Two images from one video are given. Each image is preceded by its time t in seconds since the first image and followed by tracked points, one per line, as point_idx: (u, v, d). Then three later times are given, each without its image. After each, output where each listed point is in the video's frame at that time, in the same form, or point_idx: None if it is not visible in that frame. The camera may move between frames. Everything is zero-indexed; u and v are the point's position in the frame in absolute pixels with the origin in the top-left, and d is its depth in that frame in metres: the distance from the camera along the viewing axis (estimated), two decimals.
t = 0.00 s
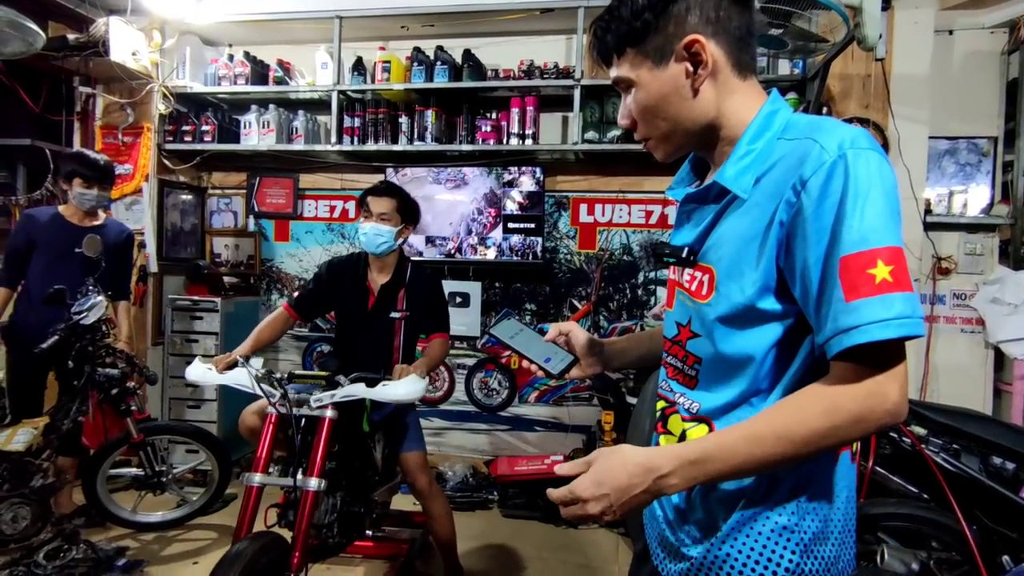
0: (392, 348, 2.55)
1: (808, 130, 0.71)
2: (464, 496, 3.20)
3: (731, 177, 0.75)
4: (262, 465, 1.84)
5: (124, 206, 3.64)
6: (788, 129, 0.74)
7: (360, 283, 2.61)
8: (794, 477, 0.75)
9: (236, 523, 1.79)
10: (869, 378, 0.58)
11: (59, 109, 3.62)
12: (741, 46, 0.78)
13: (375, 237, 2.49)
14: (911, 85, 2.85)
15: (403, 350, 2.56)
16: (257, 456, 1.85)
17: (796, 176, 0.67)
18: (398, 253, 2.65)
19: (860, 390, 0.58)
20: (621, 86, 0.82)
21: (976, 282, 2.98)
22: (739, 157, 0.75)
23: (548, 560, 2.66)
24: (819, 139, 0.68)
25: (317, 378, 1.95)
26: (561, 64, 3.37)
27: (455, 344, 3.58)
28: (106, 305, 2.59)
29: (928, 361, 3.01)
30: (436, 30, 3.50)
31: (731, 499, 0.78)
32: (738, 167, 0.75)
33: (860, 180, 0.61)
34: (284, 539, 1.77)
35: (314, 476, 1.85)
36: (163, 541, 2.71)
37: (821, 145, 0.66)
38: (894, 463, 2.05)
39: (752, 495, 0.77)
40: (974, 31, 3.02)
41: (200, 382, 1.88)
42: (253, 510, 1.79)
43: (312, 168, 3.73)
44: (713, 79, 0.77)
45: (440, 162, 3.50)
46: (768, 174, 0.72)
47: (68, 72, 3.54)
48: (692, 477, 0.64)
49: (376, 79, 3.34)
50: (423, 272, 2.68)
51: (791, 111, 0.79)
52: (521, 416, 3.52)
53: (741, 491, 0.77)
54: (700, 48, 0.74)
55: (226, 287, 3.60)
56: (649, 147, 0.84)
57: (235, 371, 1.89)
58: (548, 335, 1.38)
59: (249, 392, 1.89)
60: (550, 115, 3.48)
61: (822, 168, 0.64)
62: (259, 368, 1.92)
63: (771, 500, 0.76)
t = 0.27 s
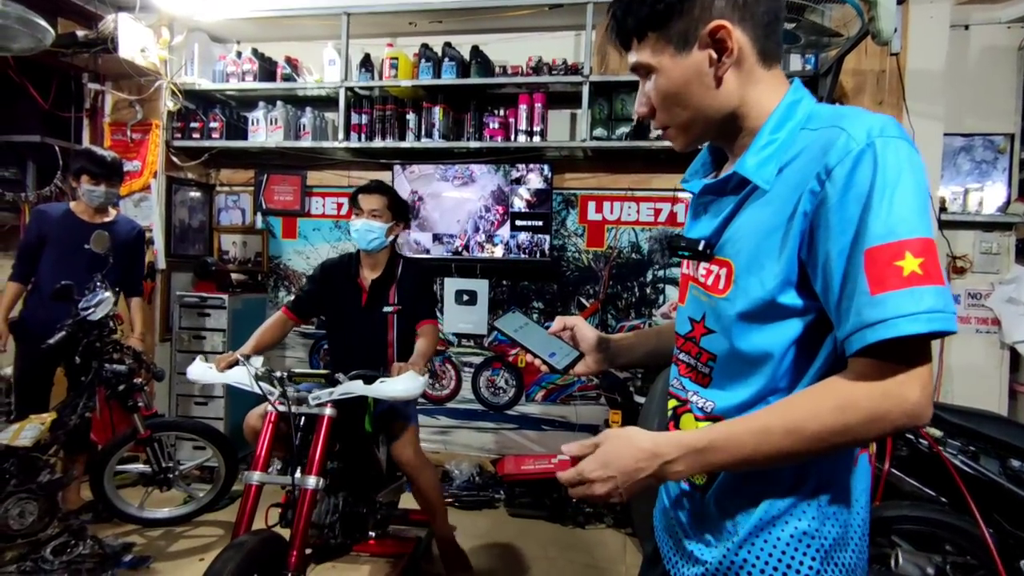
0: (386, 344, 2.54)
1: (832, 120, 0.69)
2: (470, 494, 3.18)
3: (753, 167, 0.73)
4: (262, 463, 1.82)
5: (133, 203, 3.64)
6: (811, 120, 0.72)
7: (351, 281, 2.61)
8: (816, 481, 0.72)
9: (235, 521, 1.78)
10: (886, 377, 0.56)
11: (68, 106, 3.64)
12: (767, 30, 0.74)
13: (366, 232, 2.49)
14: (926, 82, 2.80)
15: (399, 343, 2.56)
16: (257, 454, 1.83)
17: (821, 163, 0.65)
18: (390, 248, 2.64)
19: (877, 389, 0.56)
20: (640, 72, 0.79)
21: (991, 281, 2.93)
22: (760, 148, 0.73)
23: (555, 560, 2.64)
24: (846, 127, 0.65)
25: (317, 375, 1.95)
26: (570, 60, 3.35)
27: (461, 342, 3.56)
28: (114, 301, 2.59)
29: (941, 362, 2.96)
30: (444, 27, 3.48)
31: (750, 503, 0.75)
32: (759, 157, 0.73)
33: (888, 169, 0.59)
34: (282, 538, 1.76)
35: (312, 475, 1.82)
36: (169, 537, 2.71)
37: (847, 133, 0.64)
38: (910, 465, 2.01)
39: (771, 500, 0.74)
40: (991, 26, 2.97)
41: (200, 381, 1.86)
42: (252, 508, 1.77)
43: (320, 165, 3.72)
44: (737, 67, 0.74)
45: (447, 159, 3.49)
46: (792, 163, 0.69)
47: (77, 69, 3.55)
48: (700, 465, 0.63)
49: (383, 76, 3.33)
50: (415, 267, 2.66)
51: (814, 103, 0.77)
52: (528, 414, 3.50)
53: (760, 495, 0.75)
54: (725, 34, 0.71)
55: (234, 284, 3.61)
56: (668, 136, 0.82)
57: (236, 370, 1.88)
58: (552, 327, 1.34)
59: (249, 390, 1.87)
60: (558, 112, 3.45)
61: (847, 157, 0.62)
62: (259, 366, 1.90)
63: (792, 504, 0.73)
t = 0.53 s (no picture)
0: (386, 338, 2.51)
1: (874, 98, 0.63)
2: (478, 495, 3.14)
3: (783, 150, 0.67)
4: (262, 463, 1.80)
5: (141, 199, 3.63)
6: (849, 99, 0.66)
7: (350, 275, 2.58)
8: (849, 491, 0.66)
9: (235, 521, 1.75)
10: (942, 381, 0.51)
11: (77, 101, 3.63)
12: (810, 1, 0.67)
13: (364, 223, 2.46)
14: (948, 73, 2.79)
15: (399, 337, 2.53)
16: (257, 453, 1.80)
17: (865, 148, 0.59)
18: (388, 241, 2.61)
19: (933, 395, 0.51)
20: (664, 44, 0.73)
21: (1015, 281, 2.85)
22: (792, 128, 0.67)
23: (564, 563, 2.59)
24: (891, 107, 0.59)
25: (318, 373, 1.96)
26: (581, 55, 3.30)
27: (469, 341, 3.52)
28: (119, 297, 2.58)
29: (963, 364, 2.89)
30: (453, 21, 3.44)
31: (776, 513, 0.69)
32: (790, 139, 0.67)
33: (943, 155, 0.53)
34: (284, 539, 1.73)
35: (314, 475, 1.80)
36: (174, 536, 2.69)
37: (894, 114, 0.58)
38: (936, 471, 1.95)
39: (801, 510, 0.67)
40: (1015, 19, 2.89)
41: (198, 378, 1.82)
42: (252, 508, 1.74)
43: (327, 162, 3.70)
44: (773, 44, 0.68)
45: (456, 155, 3.45)
46: (828, 146, 0.63)
47: (86, 65, 3.54)
48: (737, 480, 0.58)
49: (392, 71, 3.29)
50: (414, 261, 2.63)
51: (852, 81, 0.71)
52: (537, 415, 3.45)
53: (788, 504, 0.68)
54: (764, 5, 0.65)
55: (241, 280, 3.57)
56: (693, 116, 0.76)
57: (235, 366, 1.84)
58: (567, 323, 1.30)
59: (250, 388, 1.84)
60: (568, 108, 3.40)
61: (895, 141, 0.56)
62: (259, 363, 1.87)
63: (823, 515, 0.67)
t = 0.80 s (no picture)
0: (386, 338, 2.48)
1: (921, 101, 0.60)
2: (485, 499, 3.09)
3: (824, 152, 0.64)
4: (255, 467, 1.77)
5: (148, 197, 3.59)
6: (896, 98, 0.62)
7: (348, 275, 2.54)
8: (900, 519, 0.62)
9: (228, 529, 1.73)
10: (862, 376, 0.52)
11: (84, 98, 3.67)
12: None
13: (360, 223, 2.41)
14: (974, 69, 2.69)
15: (399, 338, 2.49)
16: (251, 456, 1.77)
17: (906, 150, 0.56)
18: (386, 239, 2.56)
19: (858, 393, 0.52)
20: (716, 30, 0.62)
21: None
22: (834, 130, 0.63)
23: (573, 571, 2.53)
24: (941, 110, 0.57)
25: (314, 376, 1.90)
26: (593, 51, 3.23)
27: (478, 342, 3.47)
28: (122, 295, 2.55)
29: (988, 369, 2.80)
30: (463, 17, 3.39)
31: (824, 544, 0.65)
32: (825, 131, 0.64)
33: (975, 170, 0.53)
34: (276, 545, 1.69)
35: (308, 479, 1.76)
36: (178, 537, 2.66)
37: (933, 119, 0.56)
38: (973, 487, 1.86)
39: (849, 541, 0.63)
40: None
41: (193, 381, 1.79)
42: (245, 512, 1.72)
43: (335, 159, 3.66)
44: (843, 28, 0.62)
45: (463, 154, 3.41)
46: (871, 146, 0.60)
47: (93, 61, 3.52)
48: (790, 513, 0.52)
49: (401, 68, 3.24)
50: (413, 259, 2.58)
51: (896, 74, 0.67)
52: (547, 417, 3.38)
53: (842, 536, 0.64)
54: None
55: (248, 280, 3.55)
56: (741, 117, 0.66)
57: (230, 369, 1.80)
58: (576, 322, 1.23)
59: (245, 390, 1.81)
60: (580, 105, 3.34)
61: (924, 144, 0.54)
62: (255, 366, 1.84)
63: (875, 548, 0.63)
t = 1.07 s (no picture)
0: (389, 337, 2.45)
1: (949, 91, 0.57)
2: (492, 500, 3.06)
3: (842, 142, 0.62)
4: (254, 466, 1.75)
5: (158, 195, 3.58)
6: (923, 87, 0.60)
7: (351, 274, 2.52)
8: (904, 532, 0.60)
9: (225, 526, 1.72)
10: (860, 386, 0.50)
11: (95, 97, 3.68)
12: None
13: (363, 221, 2.41)
14: (991, 63, 2.61)
15: (402, 336, 2.47)
16: (250, 455, 1.75)
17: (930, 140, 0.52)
18: (389, 237, 2.54)
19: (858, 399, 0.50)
20: None
21: None
22: (853, 119, 0.61)
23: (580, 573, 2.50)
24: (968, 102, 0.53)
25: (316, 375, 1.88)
26: (602, 47, 3.19)
27: (486, 341, 3.44)
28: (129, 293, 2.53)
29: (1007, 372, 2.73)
30: (471, 13, 3.36)
31: (821, 552, 0.64)
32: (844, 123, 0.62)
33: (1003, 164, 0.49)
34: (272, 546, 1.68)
35: (306, 481, 1.74)
36: (185, 535, 2.65)
37: (959, 109, 0.53)
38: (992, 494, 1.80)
39: (848, 552, 0.62)
40: None
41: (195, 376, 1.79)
42: (241, 511, 1.71)
43: (343, 157, 3.65)
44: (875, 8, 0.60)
45: (472, 151, 3.37)
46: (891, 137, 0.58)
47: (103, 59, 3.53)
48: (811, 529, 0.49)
49: (408, 65, 3.22)
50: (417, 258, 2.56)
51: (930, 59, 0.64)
52: (555, 418, 3.35)
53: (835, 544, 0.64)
54: None
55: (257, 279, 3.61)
56: (756, 92, 0.63)
57: (231, 366, 1.80)
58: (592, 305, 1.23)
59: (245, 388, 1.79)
60: (589, 102, 3.30)
61: (946, 135, 0.51)
62: (256, 363, 1.82)
63: (874, 560, 0.61)
